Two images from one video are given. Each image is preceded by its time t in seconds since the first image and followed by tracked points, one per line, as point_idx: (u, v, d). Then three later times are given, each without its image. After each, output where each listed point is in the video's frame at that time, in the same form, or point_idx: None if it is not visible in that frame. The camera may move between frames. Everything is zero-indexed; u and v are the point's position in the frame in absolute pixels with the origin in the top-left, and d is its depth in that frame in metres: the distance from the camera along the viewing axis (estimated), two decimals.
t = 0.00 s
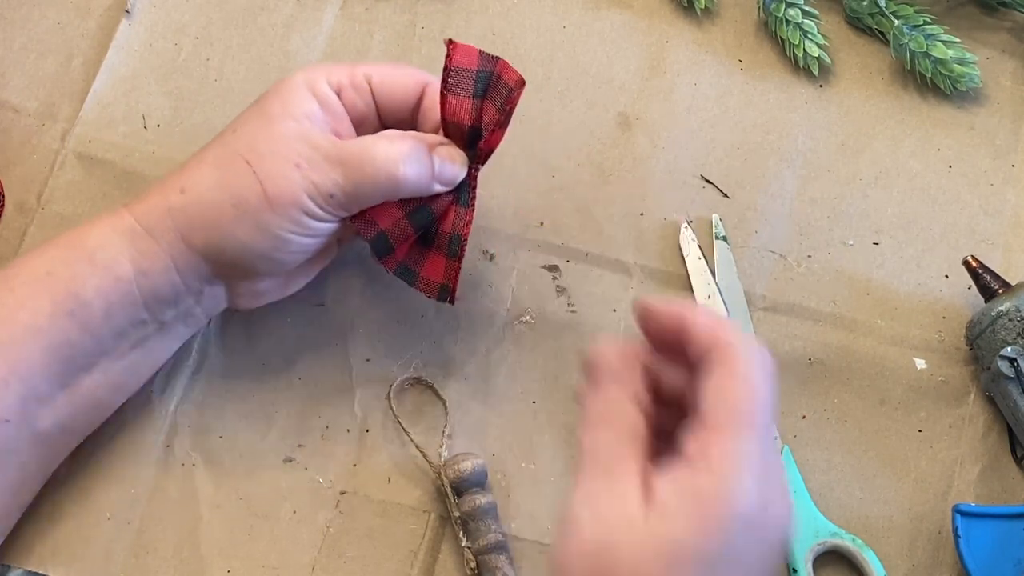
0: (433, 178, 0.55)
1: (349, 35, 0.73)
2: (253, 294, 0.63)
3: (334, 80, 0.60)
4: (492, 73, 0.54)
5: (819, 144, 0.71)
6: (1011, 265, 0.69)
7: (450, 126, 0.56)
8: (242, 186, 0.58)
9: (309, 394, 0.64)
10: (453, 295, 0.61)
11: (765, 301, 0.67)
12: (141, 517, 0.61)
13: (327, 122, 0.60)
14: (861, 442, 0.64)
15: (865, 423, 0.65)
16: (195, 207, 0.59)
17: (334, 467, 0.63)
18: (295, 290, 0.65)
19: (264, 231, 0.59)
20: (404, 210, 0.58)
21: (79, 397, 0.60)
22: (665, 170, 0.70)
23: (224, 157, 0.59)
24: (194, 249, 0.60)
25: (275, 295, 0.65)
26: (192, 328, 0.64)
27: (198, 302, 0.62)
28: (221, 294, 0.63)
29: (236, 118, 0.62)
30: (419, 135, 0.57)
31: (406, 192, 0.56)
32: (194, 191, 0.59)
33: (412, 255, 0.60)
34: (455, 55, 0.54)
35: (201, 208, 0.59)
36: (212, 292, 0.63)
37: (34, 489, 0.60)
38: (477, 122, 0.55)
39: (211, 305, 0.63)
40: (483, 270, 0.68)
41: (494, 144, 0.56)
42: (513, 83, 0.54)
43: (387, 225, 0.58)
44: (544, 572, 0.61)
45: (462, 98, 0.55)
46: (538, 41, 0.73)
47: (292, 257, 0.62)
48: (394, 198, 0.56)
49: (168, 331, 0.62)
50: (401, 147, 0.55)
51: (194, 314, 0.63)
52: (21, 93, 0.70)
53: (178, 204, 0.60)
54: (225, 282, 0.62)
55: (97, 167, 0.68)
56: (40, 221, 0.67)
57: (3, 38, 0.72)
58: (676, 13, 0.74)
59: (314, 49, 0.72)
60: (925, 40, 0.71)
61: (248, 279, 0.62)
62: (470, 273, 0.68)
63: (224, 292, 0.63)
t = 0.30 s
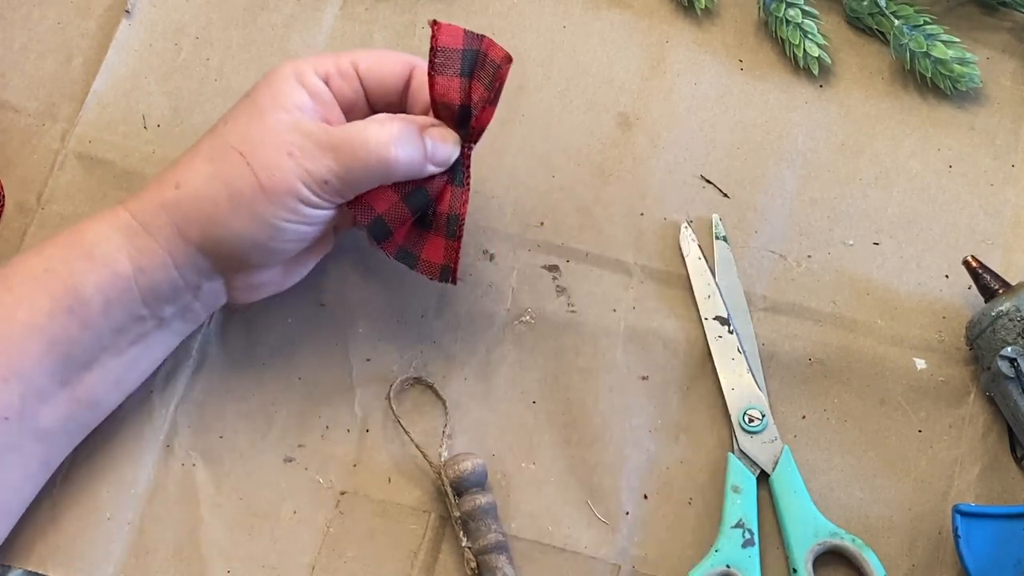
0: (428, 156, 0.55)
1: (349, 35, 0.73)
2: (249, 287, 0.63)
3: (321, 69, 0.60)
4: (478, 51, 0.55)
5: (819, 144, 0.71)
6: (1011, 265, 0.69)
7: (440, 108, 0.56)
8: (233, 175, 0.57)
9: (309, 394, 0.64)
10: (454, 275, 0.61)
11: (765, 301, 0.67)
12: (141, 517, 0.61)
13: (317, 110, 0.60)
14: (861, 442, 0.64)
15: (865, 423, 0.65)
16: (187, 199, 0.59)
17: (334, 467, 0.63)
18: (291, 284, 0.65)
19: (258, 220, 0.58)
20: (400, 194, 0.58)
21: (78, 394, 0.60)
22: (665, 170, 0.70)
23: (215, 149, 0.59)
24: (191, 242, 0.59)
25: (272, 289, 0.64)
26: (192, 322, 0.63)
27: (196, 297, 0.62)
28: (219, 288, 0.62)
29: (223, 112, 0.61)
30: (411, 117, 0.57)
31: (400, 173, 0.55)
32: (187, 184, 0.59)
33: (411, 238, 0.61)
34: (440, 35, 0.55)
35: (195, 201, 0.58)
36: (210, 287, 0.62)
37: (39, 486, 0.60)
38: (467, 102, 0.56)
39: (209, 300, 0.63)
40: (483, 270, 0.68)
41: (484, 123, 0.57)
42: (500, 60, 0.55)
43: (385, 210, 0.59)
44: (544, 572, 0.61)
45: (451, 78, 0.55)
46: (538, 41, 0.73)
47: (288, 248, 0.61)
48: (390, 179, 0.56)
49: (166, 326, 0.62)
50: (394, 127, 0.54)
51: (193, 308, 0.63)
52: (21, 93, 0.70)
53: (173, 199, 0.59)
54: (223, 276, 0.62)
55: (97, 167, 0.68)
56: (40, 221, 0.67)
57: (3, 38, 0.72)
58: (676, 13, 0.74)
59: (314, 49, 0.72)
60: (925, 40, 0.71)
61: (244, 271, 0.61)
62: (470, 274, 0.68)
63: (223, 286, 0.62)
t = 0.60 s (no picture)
0: (412, 144, 0.55)
1: (349, 35, 0.73)
2: (239, 279, 0.63)
3: (306, 62, 0.61)
4: (459, 38, 0.55)
5: (819, 144, 0.71)
6: (1011, 265, 0.69)
7: (423, 96, 0.56)
8: (219, 166, 0.58)
9: (309, 394, 0.64)
10: (444, 262, 0.61)
11: (766, 301, 0.67)
12: (141, 517, 0.61)
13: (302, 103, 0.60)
14: (861, 442, 0.64)
15: (865, 423, 0.65)
16: (175, 191, 0.59)
17: (334, 467, 0.63)
18: (283, 277, 0.65)
19: (245, 210, 0.58)
20: (386, 181, 0.57)
21: (68, 388, 0.60)
22: (665, 170, 0.70)
23: (201, 143, 0.59)
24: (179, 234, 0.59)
25: (264, 283, 0.64)
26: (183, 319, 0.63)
27: (185, 290, 0.62)
28: (208, 281, 0.62)
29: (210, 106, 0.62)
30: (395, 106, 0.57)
31: (384, 160, 0.55)
32: (173, 177, 0.59)
33: (398, 227, 0.60)
34: (420, 23, 0.55)
35: (182, 192, 0.59)
36: (199, 280, 0.62)
37: (31, 483, 0.60)
38: (450, 88, 0.56)
39: (200, 293, 0.63)
40: (483, 270, 0.68)
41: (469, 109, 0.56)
42: (482, 45, 0.55)
43: (371, 198, 0.58)
44: (544, 572, 0.61)
45: (432, 66, 0.55)
46: (538, 41, 0.73)
47: (276, 239, 0.61)
48: (374, 167, 0.56)
49: (156, 320, 0.62)
50: (377, 115, 0.54)
51: (183, 302, 0.62)
52: (21, 93, 0.70)
53: (160, 191, 0.59)
54: (213, 269, 0.62)
55: (97, 166, 0.68)
56: (40, 221, 0.67)
57: (3, 38, 0.72)
58: (676, 13, 0.74)
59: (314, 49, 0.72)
60: (925, 40, 0.71)
61: (233, 262, 0.61)
62: (470, 273, 0.68)
63: (212, 279, 0.62)
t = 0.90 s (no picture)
0: (408, 153, 0.55)
1: (349, 35, 0.73)
2: (234, 280, 0.63)
3: (313, 66, 0.61)
4: (464, 45, 0.55)
5: (819, 144, 0.71)
6: (1011, 265, 0.69)
7: (423, 103, 0.56)
8: (214, 166, 0.58)
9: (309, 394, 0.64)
10: (434, 274, 0.62)
11: (766, 301, 0.68)
12: (141, 517, 0.61)
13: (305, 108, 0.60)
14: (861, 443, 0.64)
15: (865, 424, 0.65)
16: (170, 189, 0.59)
17: (334, 467, 0.63)
18: (281, 284, 0.65)
19: (237, 211, 0.58)
20: (380, 191, 0.58)
21: (64, 386, 0.60)
22: (665, 170, 0.70)
23: (200, 142, 0.59)
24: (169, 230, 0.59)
25: (262, 289, 0.64)
26: (181, 319, 0.63)
27: (180, 290, 0.62)
28: (203, 280, 0.62)
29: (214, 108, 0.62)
30: (395, 113, 0.57)
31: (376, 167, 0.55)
32: (168, 172, 0.59)
33: (393, 236, 0.61)
34: (423, 29, 0.55)
35: (177, 189, 0.59)
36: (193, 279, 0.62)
37: (27, 482, 0.60)
38: (450, 97, 0.55)
39: (194, 292, 0.63)
40: (483, 270, 0.68)
41: (467, 120, 0.56)
42: (484, 53, 0.55)
43: (363, 205, 0.58)
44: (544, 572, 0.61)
45: (436, 73, 0.55)
46: (538, 41, 0.73)
47: (269, 241, 0.61)
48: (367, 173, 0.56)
49: (152, 319, 0.62)
50: (372, 120, 0.54)
51: (178, 301, 0.62)
52: (21, 93, 0.70)
53: (154, 187, 0.60)
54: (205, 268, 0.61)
55: (97, 167, 0.68)
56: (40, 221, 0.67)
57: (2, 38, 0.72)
58: (676, 13, 0.74)
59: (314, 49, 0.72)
60: (925, 40, 0.71)
61: (225, 262, 0.61)
62: (471, 273, 0.68)
63: (207, 279, 0.62)
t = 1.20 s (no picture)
0: (359, 340, 0.45)
1: (349, 35, 0.73)
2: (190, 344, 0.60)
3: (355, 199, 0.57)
4: (473, 277, 0.44)
5: (819, 143, 0.71)
6: (1011, 265, 0.69)
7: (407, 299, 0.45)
8: (195, 237, 0.55)
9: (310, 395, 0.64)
10: (323, 470, 0.46)
11: (766, 301, 0.67)
12: (141, 517, 0.61)
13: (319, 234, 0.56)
14: (861, 442, 0.64)
15: (865, 423, 0.65)
16: (155, 233, 0.57)
17: (334, 467, 0.63)
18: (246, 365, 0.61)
19: (188, 291, 0.55)
20: (321, 354, 0.47)
21: (49, 410, 0.59)
22: (665, 170, 0.70)
23: (205, 208, 0.57)
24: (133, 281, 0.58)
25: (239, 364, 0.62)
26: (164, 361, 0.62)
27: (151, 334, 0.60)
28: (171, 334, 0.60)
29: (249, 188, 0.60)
30: (378, 289, 0.48)
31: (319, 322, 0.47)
32: (163, 221, 0.57)
33: (320, 402, 0.47)
34: (442, 238, 0.45)
35: (156, 241, 0.57)
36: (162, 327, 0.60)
37: (10, 507, 0.59)
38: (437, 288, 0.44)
39: (165, 343, 0.61)
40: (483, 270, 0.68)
41: (440, 342, 0.44)
42: (487, 293, 0.44)
43: (298, 359, 0.47)
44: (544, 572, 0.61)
45: (430, 282, 0.44)
46: (537, 40, 0.73)
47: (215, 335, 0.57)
48: (307, 328, 0.48)
49: (135, 355, 0.61)
50: (344, 287, 0.47)
51: (152, 345, 0.61)
52: (21, 93, 0.70)
53: (142, 231, 0.58)
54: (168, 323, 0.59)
55: (97, 167, 0.68)
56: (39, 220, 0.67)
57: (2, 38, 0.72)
58: (675, 13, 0.74)
59: (314, 49, 0.72)
60: (925, 40, 0.71)
61: (183, 334, 0.59)
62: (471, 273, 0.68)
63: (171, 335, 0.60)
